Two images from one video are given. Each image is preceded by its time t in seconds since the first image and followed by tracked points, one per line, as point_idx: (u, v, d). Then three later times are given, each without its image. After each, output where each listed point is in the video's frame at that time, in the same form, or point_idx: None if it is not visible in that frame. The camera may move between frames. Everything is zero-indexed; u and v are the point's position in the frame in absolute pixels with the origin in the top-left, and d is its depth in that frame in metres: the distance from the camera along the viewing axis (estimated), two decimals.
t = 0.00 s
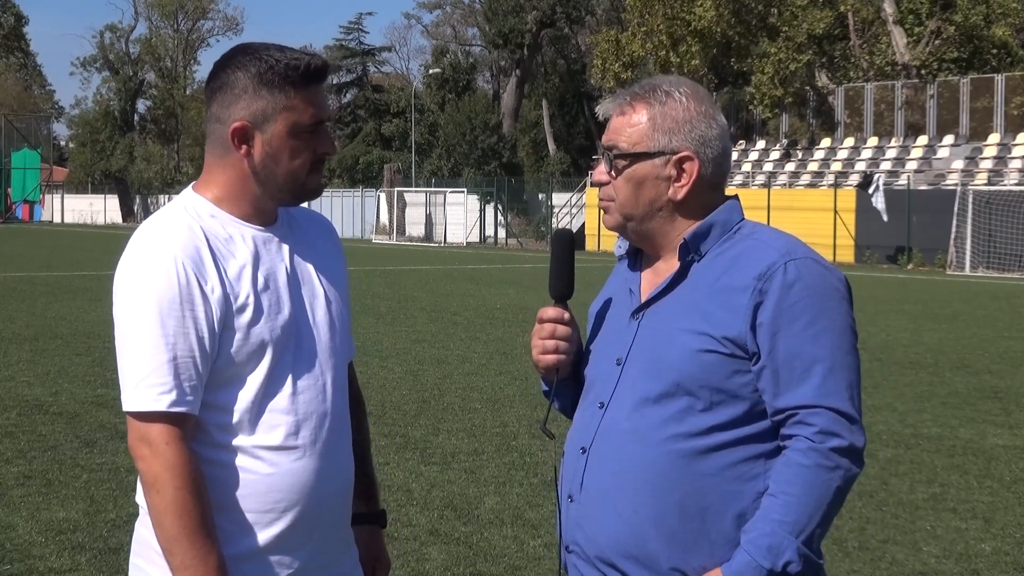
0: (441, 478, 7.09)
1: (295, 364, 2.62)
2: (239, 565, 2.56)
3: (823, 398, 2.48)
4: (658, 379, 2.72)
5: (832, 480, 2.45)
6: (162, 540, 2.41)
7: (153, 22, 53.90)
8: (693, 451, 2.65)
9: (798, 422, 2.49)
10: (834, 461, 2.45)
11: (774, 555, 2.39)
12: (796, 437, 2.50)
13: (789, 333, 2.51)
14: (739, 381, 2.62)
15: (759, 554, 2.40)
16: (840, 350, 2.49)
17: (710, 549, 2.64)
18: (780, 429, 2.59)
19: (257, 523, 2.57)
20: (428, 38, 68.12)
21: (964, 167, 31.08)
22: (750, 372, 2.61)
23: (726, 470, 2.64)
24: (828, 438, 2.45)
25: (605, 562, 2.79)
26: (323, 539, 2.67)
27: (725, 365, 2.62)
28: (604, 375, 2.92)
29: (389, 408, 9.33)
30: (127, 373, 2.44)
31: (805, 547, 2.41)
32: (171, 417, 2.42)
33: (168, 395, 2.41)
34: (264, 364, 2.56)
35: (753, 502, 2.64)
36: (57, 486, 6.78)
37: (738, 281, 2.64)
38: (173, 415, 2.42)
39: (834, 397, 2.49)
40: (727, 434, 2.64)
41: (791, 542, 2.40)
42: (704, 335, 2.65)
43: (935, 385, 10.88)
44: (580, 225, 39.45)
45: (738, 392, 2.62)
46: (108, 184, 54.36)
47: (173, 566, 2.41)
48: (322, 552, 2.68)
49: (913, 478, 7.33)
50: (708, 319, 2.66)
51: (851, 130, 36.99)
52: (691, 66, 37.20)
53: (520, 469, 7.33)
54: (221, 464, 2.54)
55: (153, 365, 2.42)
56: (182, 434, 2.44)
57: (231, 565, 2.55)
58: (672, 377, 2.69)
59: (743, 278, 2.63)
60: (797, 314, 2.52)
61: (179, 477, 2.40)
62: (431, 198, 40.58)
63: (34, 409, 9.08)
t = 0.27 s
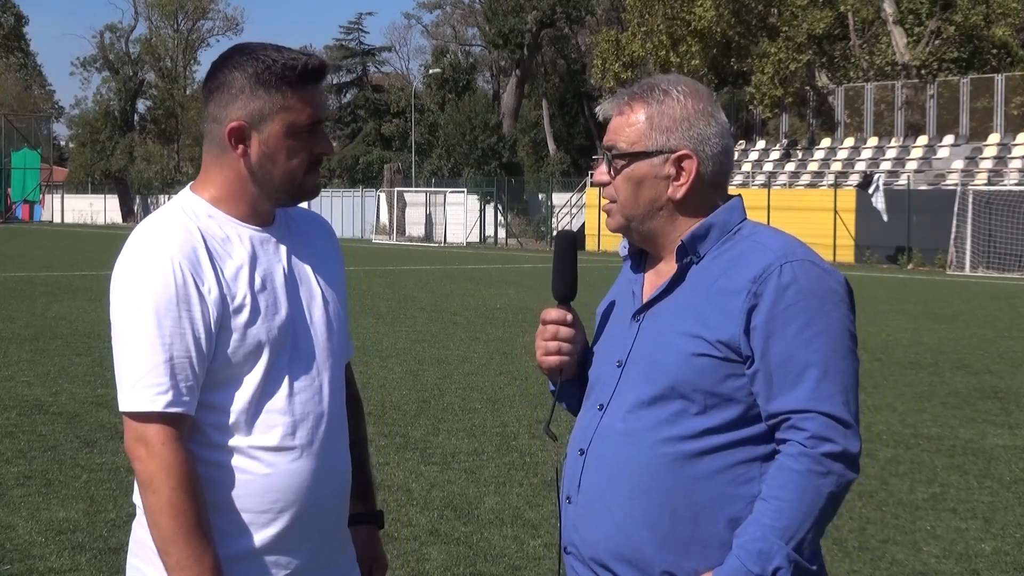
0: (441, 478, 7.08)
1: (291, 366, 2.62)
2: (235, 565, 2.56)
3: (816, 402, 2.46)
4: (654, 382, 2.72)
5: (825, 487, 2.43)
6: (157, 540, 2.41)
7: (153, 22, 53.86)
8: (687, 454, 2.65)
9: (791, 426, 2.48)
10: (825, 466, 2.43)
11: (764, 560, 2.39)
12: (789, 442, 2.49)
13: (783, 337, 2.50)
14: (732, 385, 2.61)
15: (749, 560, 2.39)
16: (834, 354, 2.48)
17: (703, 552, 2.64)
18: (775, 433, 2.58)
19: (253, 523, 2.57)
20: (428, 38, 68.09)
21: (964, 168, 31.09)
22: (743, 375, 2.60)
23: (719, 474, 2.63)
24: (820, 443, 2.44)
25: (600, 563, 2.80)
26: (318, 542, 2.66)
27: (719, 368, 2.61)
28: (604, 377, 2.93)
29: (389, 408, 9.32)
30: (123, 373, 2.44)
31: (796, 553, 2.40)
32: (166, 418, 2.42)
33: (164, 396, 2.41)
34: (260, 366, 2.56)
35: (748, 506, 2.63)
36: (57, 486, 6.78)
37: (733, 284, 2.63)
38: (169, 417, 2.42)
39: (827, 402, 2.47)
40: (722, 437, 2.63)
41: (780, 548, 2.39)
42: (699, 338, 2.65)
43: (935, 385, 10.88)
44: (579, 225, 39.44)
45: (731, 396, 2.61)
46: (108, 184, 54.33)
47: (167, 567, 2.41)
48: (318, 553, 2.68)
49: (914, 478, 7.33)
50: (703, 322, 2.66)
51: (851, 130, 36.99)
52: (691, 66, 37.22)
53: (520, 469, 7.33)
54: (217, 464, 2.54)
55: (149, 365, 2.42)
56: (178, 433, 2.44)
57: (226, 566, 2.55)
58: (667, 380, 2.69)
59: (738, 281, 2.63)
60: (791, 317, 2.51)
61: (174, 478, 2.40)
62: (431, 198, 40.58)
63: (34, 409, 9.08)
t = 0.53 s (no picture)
0: (441, 478, 7.09)
1: (289, 368, 2.62)
2: (233, 566, 2.56)
3: (810, 403, 2.45)
4: (650, 382, 2.73)
5: (818, 489, 2.42)
6: (156, 540, 2.41)
7: (153, 22, 53.83)
8: (681, 454, 2.66)
9: (784, 427, 2.48)
10: (817, 468, 2.42)
11: (755, 562, 2.38)
12: (782, 442, 2.48)
13: (777, 338, 2.50)
14: (727, 385, 2.61)
15: (741, 562, 2.39)
16: (829, 354, 2.47)
17: (697, 553, 2.64)
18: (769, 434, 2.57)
19: (252, 524, 2.57)
20: (428, 38, 68.08)
21: (964, 167, 31.09)
22: (738, 376, 2.60)
23: (713, 474, 2.63)
24: (813, 445, 2.43)
25: (596, 562, 2.82)
26: (315, 542, 2.66)
27: (713, 368, 2.61)
28: (602, 377, 2.94)
29: (389, 408, 9.33)
30: (123, 373, 2.44)
31: (787, 554, 2.39)
32: (166, 418, 2.42)
33: (163, 396, 2.41)
34: (259, 366, 2.56)
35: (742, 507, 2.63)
36: (57, 486, 6.78)
37: (729, 285, 2.63)
38: (169, 417, 2.42)
39: (821, 403, 2.46)
40: (716, 438, 2.63)
41: (771, 550, 2.38)
42: (694, 339, 2.65)
43: (935, 385, 10.89)
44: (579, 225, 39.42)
45: (725, 397, 2.61)
46: (108, 184, 54.33)
47: (166, 566, 2.41)
48: (316, 554, 2.67)
49: (914, 478, 7.33)
50: (699, 322, 2.66)
51: (851, 130, 36.98)
52: (691, 66, 37.25)
53: (520, 469, 7.33)
54: (216, 464, 2.54)
55: (148, 365, 2.42)
56: (177, 434, 2.44)
57: (225, 565, 2.55)
58: (662, 381, 2.70)
59: (735, 280, 2.62)
60: (786, 318, 2.50)
61: (173, 478, 2.41)
62: (431, 198, 40.60)
63: (34, 409, 9.08)
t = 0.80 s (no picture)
0: (441, 478, 7.09)
1: (289, 368, 2.61)
2: (235, 566, 2.56)
3: (800, 403, 2.45)
4: (642, 382, 2.73)
5: (810, 490, 2.41)
6: (158, 540, 2.41)
7: (153, 22, 53.78)
8: (674, 458, 2.65)
9: (777, 428, 2.47)
10: (810, 469, 2.41)
11: (748, 565, 2.38)
12: (775, 443, 2.47)
13: (770, 338, 2.49)
14: (720, 387, 2.60)
15: (734, 565, 2.39)
16: (823, 354, 2.46)
17: (689, 557, 2.64)
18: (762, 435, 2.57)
19: (253, 526, 2.57)
20: (428, 38, 68.08)
21: (964, 168, 31.09)
22: (732, 375, 2.59)
23: (707, 477, 2.63)
24: (805, 446, 2.42)
25: (591, 564, 2.82)
26: (315, 542, 2.66)
27: (704, 369, 2.61)
28: (597, 377, 2.94)
29: (389, 408, 9.33)
30: (125, 373, 2.44)
31: (780, 557, 2.38)
32: (168, 417, 2.42)
33: (165, 396, 2.41)
34: (259, 366, 2.56)
35: (736, 508, 2.62)
36: (57, 486, 6.78)
37: (723, 284, 2.63)
38: (169, 417, 2.42)
39: (813, 403, 2.45)
40: (708, 439, 2.63)
41: (763, 552, 2.38)
42: (685, 340, 2.66)
43: (935, 385, 10.88)
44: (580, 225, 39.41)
45: (719, 397, 2.61)
46: (108, 184, 54.35)
47: (168, 567, 2.41)
48: (317, 554, 2.67)
49: (914, 478, 7.33)
50: (691, 323, 2.66)
51: (851, 130, 36.98)
52: (691, 66, 37.28)
53: (519, 469, 7.33)
54: (217, 464, 2.54)
55: (151, 364, 2.42)
56: (179, 434, 2.44)
57: (226, 566, 2.54)
58: (656, 382, 2.70)
59: (728, 280, 2.62)
60: (779, 317, 2.49)
61: (174, 478, 2.40)
62: (431, 198, 40.62)
63: (34, 409, 9.08)
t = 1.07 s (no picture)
0: (441, 478, 7.09)
1: (292, 368, 2.62)
2: (238, 565, 2.56)
3: (796, 409, 2.45)
4: (636, 384, 2.73)
5: (805, 496, 2.42)
6: (162, 541, 2.41)
7: (153, 22, 53.76)
8: (666, 460, 2.66)
9: (773, 432, 2.47)
10: (805, 474, 2.42)
11: (743, 568, 2.39)
12: (769, 448, 2.48)
13: (767, 342, 2.49)
14: (715, 390, 2.61)
15: (728, 567, 2.40)
16: (819, 359, 2.47)
17: (682, 559, 2.64)
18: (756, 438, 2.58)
19: (257, 526, 2.57)
20: (428, 38, 68.07)
21: (964, 168, 31.09)
22: (726, 379, 2.60)
23: (700, 479, 2.63)
24: (800, 451, 2.43)
25: (583, 565, 2.82)
26: (318, 543, 2.66)
27: (698, 373, 2.61)
28: (590, 377, 2.94)
29: (388, 408, 9.34)
30: (128, 373, 2.44)
31: (773, 561, 2.40)
32: (171, 418, 2.42)
33: (168, 397, 2.41)
34: (262, 367, 2.56)
35: (728, 511, 2.63)
36: (57, 486, 6.78)
37: (719, 287, 2.63)
38: (172, 417, 2.42)
39: (808, 408, 2.46)
40: (702, 444, 2.63)
41: (757, 555, 2.39)
42: (681, 343, 2.65)
43: (935, 385, 10.89)
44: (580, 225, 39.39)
45: (712, 400, 2.61)
46: (108, 184, 54.33)
47: (172, 567, 2.41)
48: (321, 554, 2.68)
49: (914, 478, 7.33)
50: (686, 326, 2.66)
51: (851, 130, 36.97)
52: (691, 66, 37.30)
53: (519, 469, 7.33)
54: (219, 466, 2.54)
55: (154, 365, 2.42)
56: (182, 434, 2.44)
57: (230, 566, 2.55)
58: (650, 385, 2.70)
59: (724, 283, 2.62)
60: (775, 322, 2.50)
61: (179, 479, 2.41)
62: (431, 198, 40.64)
63: (34, 409, 9.08)
